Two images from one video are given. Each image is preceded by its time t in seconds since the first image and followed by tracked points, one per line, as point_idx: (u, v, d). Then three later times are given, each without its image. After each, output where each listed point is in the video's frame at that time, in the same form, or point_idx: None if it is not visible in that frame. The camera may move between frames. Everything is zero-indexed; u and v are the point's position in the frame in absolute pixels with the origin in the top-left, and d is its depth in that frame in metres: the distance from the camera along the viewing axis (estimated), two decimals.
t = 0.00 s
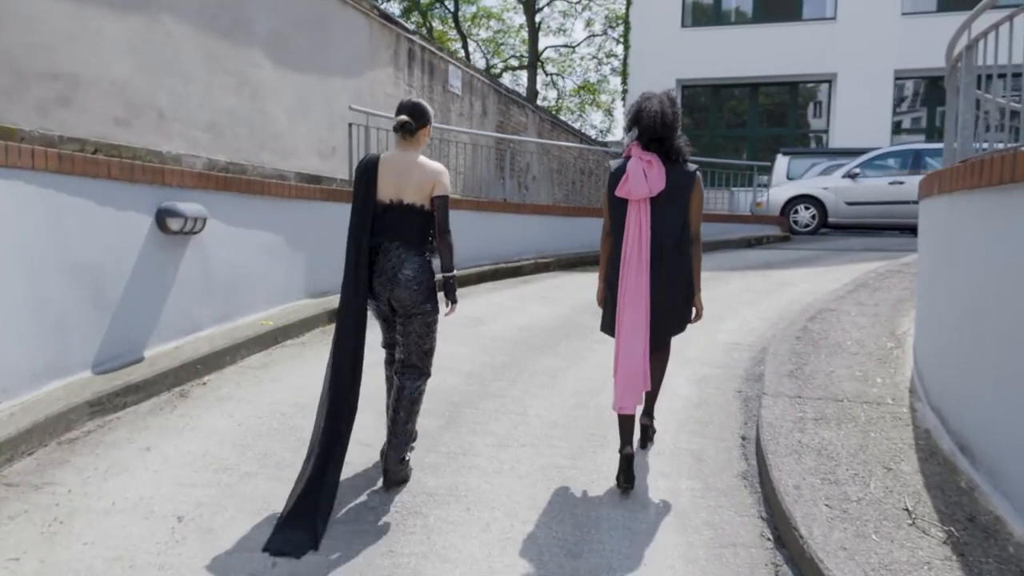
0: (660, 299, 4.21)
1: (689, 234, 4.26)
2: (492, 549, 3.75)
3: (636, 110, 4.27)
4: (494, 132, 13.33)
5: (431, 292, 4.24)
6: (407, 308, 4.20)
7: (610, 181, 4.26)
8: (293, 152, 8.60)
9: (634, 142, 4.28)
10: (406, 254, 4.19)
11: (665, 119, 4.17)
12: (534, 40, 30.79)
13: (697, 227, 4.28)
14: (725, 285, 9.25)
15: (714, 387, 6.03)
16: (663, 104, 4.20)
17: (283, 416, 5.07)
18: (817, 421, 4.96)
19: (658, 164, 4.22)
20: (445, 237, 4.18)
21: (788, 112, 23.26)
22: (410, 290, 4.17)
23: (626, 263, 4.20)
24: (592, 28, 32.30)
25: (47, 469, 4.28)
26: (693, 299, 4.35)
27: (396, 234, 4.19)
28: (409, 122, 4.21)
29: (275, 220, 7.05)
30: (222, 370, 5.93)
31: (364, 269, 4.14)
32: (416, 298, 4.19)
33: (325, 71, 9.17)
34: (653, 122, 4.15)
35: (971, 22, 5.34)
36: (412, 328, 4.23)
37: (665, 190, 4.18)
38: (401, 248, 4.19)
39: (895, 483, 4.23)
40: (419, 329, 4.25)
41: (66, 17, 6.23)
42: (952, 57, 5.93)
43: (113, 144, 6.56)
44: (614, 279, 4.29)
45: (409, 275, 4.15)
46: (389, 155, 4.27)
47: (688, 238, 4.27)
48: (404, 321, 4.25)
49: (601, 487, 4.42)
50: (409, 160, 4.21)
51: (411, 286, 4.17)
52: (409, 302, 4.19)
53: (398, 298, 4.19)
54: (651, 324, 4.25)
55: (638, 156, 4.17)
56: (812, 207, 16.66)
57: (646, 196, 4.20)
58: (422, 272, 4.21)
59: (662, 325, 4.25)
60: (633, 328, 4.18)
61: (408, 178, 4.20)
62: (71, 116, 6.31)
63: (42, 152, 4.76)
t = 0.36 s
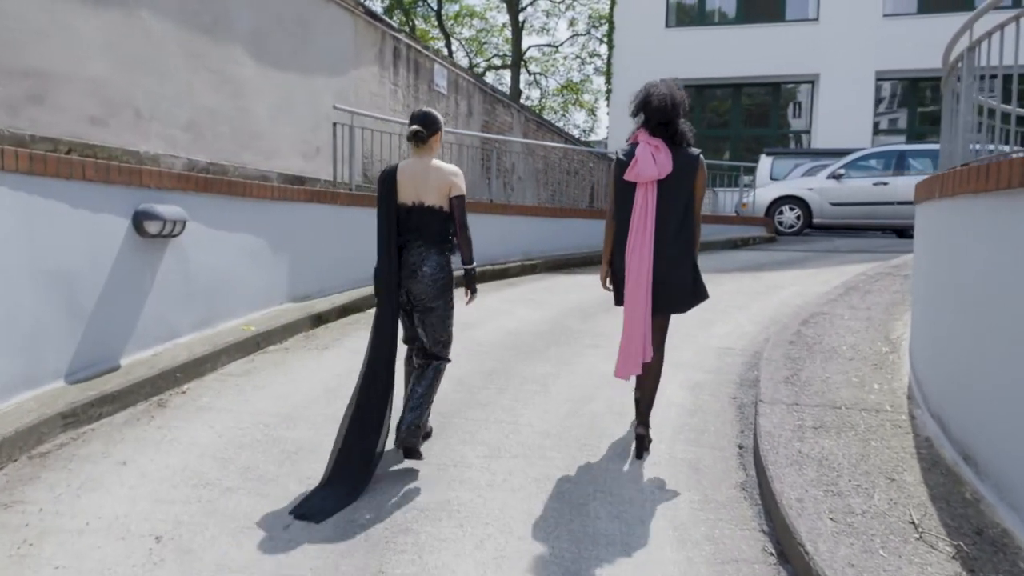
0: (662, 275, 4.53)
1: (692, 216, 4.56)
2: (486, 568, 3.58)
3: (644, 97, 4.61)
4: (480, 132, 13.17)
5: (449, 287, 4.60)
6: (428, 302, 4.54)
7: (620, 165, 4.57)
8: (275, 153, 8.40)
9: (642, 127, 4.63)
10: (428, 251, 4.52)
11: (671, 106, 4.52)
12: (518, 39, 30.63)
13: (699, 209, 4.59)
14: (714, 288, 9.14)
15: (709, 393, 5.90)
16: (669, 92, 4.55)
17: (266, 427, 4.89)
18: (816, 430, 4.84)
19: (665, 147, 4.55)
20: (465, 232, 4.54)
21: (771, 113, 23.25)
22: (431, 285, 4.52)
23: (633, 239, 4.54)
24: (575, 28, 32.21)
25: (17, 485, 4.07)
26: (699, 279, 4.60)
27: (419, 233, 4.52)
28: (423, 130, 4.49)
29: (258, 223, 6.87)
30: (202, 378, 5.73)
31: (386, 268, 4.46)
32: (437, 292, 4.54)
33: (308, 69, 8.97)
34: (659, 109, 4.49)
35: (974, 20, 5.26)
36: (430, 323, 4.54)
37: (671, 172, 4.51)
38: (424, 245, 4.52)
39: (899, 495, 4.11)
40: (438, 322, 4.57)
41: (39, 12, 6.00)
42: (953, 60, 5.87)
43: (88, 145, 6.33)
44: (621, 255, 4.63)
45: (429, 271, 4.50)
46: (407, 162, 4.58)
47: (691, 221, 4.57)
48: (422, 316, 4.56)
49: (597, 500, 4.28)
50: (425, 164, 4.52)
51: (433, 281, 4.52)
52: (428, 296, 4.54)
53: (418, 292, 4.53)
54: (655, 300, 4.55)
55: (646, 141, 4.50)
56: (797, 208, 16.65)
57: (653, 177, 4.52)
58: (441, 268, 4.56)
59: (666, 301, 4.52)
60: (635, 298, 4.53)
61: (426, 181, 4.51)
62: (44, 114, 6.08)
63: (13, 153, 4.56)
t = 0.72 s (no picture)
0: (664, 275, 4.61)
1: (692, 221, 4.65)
2: None
3: (639, 109, 4.67)
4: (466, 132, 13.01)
5: (472, 282, 4.76)
6: (449, 293, 4.73)
7: (619, 176, 4.64)
8: (259, 153, 8.21)
9: (641, 138, 4.68)
10: (445, 249, 4.70)
11: (666, 115, 4.56)
12: (502, 38, 30.48)
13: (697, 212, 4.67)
14: (705, 290, 9.03)
15: (704, 400, 5.78)
16: (664, 103, 4.59)
17: (249, 438, 4.71)
18: (815, 438, 4.72)
19: (663, 156, 4.62)
20: (475, 234, 4.68)
21: (755, 113, 23.18)
22: (449, 281, 4.70)
23: (634, 245, 4.62)
24: (559, 28, 32.10)
25: None
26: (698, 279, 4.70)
27: (436, 233, 4.72)
28: (448, 139, 4.72)
29: (241, 226, 6.69)
30: (183, 386, 5.55)
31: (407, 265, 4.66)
32: (456, 286, 4.71)
33: (293, 68, 8.78)
34: (656, 120, 4.53)
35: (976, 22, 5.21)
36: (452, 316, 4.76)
37: (669, 180, 4.58)
38: (441, 244, 4.71)
39: (904, 507, 4.00)
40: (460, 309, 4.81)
41: (13, 8, 5.79)
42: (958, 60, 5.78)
43: (64, 146, 6.13)
44: (624, 262, 4.72)
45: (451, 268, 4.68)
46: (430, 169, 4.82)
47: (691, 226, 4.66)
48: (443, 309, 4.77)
49: (594, 513, 4.14)
50: (444, 172, 4.74)
51: (451, 276, 4.69)
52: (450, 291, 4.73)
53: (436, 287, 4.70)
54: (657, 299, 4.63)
55: (645, 151, 4.57)
56: (784, 208, 16.52)
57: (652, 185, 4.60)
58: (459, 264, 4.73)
59: (668, 301, 4.61)
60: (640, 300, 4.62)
61: (444, 186, 4.73)
62: (17, 114, 5.86)
63: None
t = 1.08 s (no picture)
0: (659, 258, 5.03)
1: (688, 210, 5.07)
2: None
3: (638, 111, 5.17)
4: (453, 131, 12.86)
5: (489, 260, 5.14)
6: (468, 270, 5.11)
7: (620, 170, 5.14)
8: (242, 153, 8.03)
9: (641, 136, 5.15)
10: (467, 227, 5.11)
11: (663, 112, 5.02)
12: (489, 37, 30.34)
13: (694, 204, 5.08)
14: (697, 292, 8.92)
15: (699, 406, 5.66)
16: (660, 102, 5.06)
17: (233, 449, 4.56)
18: (815, 447, 4.61)
19: (660, 151, 5.08)
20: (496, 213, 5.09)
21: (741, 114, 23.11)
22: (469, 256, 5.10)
23: (632, 231, 5.05)
24: (546, 27, 32.01)
25: None
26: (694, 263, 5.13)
27: (459, 211, 5.12)
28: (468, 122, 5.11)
29: (223, 228, 6.51)
30: (164, 394, 5.38)
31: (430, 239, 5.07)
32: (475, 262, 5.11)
33: (277, 65, 8.61)
34: (652, 117, 5.00)
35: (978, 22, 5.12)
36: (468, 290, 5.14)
37: (664, 171, 5.03)
38: (464, 222, 5.12)
39: (909, 519, 3.89)
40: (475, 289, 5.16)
41: None
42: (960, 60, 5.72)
43: (39, 145, 5.92)
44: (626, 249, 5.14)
45: (467, 245, 5.06)
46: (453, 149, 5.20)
47: (687, 215, 5.08)
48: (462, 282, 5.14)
49: (591, 527, 4.00)
50: (469, 153, 5.14)
51: (471, 252, 5.09)
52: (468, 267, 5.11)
53: (457, 263, 5.10)
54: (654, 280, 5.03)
55: (642, 145, 5.04)
56: (772, 210, 16.40)
57: (650, 177, 5.04)
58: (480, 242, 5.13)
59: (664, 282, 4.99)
60: (639, 282, 5.00)
61: (469, 166, 5.12)
62: None
63: None
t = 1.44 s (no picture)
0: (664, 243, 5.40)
1: (691, 197, 5.41)
2: None
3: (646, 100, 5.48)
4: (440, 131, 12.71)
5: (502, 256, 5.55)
6: (481, 266, 5.52)
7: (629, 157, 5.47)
8: (225, 153, 7.85)
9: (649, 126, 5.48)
10: (481, 227, 5.51)
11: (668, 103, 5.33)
12: (475, 37, 30.20)
13: (695, 191, 5.43)
14: (689, 294, 8.81)
15: (695, 412, 5.54)
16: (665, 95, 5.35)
17: (216, 460, 4.40)
18: (816, 456, 4.50)
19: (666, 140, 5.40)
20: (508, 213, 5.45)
21: (728, 114, 23.02)
22: (482, 254, 5.51)
23: (638, 216, 5.43)
24: (532, 27, 31.89)
25: None
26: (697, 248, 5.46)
27: (473, 212, 5.52)
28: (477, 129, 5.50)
29: (206, 230, 6.35)
30: (146, 402, 5.21)
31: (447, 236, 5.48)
32: (488, 260, 5.52)
33: (262, 63, 8.43)
34: (657, 110, 5.31)
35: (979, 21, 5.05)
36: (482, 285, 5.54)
37: (670, 160, 5.36)
38: (477, 222, 5.52)
39: (915, 532, 3.78)
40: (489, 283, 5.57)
41: None
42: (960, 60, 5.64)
43: (14, 144, 5.73)
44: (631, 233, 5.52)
45: (480, 242, 5.47)
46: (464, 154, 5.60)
47: (690, 202, 5.42)
48: (475, 277, 5.53)
49: (588, 540, 3.88)
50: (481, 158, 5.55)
51: (484, 251, 5.51)
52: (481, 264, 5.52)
53: (472, 259, 5.52)
54: (658, 264, 5.41)
55: (648, 135, 5.36)
56: (761, 210, 16.30)
57: (656, 165, 5.37)
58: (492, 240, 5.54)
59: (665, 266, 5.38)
60: (640, 264, 5.40)
61: (479, 170, 5.52)
62: None
63: None
